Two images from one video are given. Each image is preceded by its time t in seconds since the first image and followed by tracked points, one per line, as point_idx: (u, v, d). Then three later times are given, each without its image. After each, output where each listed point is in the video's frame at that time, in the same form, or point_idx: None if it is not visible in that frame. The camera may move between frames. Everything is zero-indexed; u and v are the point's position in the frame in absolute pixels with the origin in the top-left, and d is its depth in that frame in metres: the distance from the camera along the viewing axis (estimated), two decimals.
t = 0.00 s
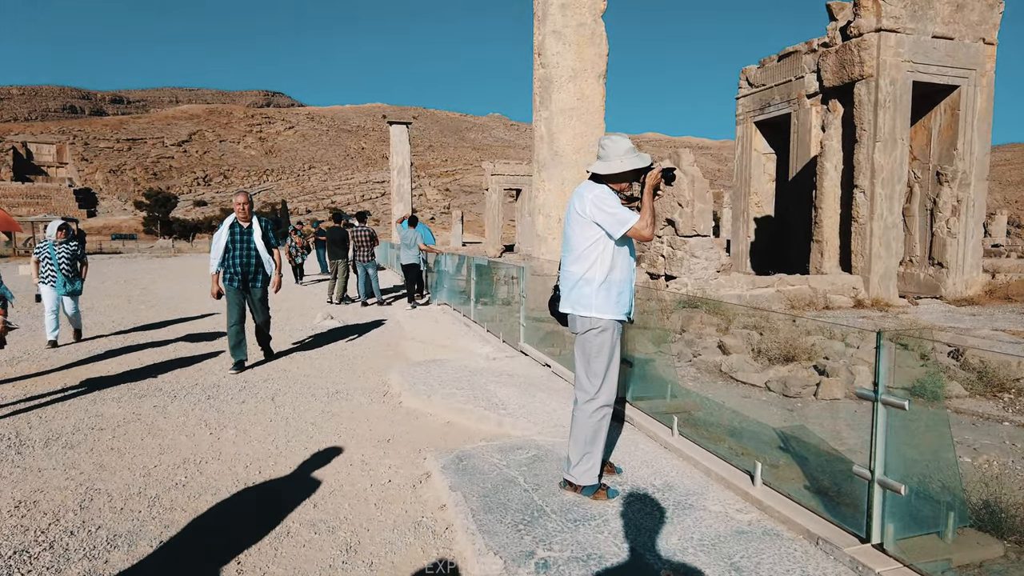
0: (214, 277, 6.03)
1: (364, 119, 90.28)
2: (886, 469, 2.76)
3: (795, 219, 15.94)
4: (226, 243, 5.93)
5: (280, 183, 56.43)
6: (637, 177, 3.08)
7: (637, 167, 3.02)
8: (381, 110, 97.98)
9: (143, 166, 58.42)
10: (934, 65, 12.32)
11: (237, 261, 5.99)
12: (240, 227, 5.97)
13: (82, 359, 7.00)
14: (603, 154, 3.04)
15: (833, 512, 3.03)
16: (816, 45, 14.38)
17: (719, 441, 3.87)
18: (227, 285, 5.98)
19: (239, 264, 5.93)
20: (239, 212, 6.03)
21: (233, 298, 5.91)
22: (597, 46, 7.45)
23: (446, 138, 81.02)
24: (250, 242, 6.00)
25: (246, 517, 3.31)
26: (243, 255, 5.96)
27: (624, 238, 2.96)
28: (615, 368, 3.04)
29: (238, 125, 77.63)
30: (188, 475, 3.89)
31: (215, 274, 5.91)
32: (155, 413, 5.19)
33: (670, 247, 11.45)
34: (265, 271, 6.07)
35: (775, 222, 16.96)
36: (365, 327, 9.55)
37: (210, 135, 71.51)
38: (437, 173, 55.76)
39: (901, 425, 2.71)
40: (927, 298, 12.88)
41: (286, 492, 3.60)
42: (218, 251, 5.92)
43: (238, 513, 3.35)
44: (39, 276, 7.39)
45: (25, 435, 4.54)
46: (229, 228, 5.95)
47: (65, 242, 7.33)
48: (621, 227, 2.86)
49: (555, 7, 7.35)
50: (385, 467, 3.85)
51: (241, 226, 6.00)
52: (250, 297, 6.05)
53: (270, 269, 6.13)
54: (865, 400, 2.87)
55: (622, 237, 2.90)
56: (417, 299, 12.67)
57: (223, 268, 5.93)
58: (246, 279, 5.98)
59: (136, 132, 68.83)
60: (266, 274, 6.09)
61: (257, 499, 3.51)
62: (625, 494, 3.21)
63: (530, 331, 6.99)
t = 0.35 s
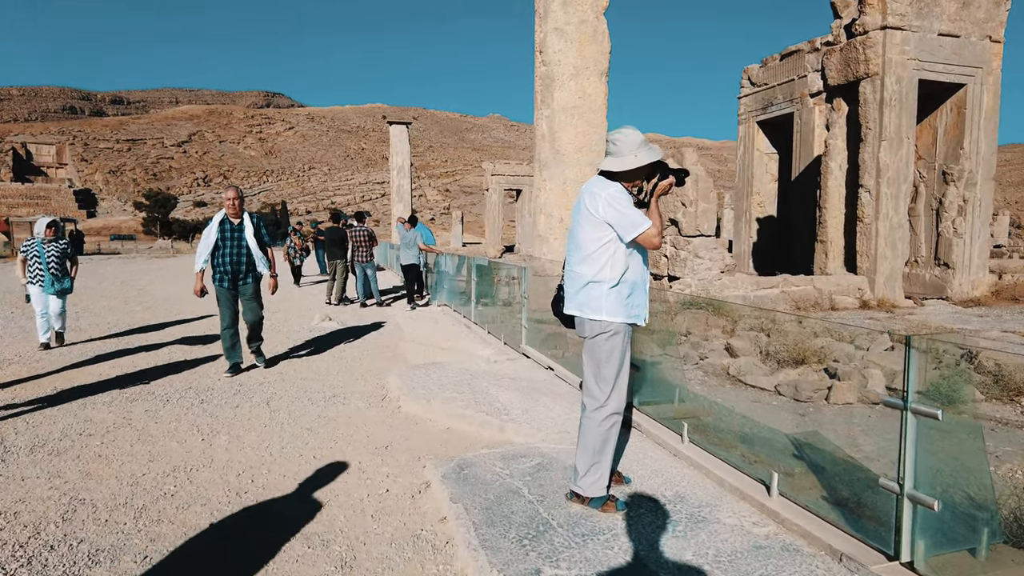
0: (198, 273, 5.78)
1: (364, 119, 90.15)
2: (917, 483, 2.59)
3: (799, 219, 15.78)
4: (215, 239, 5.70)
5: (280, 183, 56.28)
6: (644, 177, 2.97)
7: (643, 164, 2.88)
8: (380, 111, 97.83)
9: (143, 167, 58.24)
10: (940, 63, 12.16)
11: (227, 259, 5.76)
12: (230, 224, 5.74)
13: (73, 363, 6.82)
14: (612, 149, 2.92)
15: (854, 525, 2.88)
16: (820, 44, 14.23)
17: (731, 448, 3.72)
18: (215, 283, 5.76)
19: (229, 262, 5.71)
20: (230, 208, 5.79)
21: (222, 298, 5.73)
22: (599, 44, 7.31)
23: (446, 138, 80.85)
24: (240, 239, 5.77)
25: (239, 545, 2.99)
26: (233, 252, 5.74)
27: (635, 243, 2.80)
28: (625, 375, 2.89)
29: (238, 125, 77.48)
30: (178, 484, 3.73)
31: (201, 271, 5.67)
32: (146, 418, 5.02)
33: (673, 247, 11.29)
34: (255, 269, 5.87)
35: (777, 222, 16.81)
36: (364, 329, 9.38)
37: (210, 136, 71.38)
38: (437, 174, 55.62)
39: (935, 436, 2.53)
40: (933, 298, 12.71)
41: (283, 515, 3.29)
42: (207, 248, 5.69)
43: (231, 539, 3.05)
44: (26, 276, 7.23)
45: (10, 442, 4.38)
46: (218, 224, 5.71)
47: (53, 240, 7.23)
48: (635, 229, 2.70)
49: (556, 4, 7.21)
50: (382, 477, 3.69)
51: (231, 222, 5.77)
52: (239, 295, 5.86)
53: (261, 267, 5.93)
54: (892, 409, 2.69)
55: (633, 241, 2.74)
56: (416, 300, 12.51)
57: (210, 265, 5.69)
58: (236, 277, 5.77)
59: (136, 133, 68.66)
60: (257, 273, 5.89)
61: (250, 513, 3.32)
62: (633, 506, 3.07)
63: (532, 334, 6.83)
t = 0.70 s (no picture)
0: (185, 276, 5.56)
1: (365, 120, 90.01)
2: (960, 512, 2.41)
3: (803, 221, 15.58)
4: (205, 243, 5.50)
5: (280, 184, 56.09)
6: (660, 179, 2.82)
7: (661, 165, 2.72)
8: (381, 112, 97.66)
9: (143, 168, 58.06)
10: (948, 62, 11.97)
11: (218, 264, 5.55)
12: (221, 227, 5.55)
13: (62, 370, 6.63)
14: (626, 149, 2.75)
15: (884, 552, 2.70)
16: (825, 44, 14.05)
17: (745, 462, 3.53)
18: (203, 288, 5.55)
19: (219, 267, 5.49)
20: (220, 210, 5.60)
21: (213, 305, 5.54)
22: (602, 43, 7.13)
23: (446, 140, 80.65)
24: (232, 243, 5.57)
25: None
26: (223, 257, 5.52)
27: (653, 251, 2.62)
28: (639, 391, 2.71)
29: (238, 126, 77.31)
30: (164, 501, 3.53)
31: (189, 275, 5.46)
32: (135, 429, 4.83)
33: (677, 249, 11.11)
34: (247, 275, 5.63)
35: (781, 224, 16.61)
36: (362, 333, 9.20)
37: (211, 137, 71.23)
38: (438, 175, 55.45)
39: (980, 462, 2.35)
40: (941, 302, 12.52)
41: (276, 549, 2.98)
42: (197, 252, 5.49)
43: None
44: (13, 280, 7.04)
45: None
46: (209, 227, 5.52)
47: (42, 243, 7.03)
48: (653, 236, 2.51)
49: (558, 2, 7.03)
50: (378, 495, 3.49)
51: (222, 225, 5.58)
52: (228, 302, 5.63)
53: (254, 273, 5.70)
54: (930, 430, 2.51)
55: (652, 250, 2.56)
56: (416, 303, 12.32)
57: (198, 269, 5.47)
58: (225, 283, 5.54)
59: (137, 133, 68.50)
60: (249, 278, 5.65)
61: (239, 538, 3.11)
62: (646, 531, 2.91)
63: (535, 339, 6.63)
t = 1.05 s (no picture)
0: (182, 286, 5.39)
1: (366, 121, 89.90)
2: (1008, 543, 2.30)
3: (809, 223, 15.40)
4: (201, 251, 5.29)
5: (281, 185, 55.96)
6: (678, 186, 2.68)
7: (682, 167, 2.60)
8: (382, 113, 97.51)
9: (145, 168, 57.95)
10: (957, 62, 11.81)
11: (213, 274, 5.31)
12: (218, 233, 5.34)
13: (56, 376, 6.48)
14: (644, 152, 2.62)
15: None
16: (830, 44, 13.88)
17: (760, 478, 3.40)
18: (199, 299, 5.36)
19: (214, 277, 5.26)
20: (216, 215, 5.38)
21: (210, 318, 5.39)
22: (606, 42, 6.99)
23: (448, 140, 80.48)
24: (229, 251, 5.34)
25: None
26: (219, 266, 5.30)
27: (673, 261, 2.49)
28: (655, 407, 2.58)
29: (240, 127, 77.23)
30: (156, 519, 3.37)
31: (185, 285, 5.29)
32: (128, 439, 4.68)
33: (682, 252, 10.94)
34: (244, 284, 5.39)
35: (785, 226, 16.44)
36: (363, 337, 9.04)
37: (212, 138, 71.14)
38: (439, 176, 55.30)
39: None
40: (949, 305, 12.35)
41: None
42: (192, 261, 5.27)
43: None
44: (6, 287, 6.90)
45: None
46: (205, 233, 5.32)
47: (39, 249, 6.91)
48: (677, 244, 2.39)
49: (562, 1, 6.87)
50: (379, 512, 3.34)
51: (218, 231, 5.37)
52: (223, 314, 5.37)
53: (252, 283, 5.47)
54: (973, 456, 2.40)
55: (673, 259, 2.44)
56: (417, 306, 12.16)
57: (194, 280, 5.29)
58: (220, 294, 5.29)
59: (138, 134, 68.43)
60: (246, 288, 5.41)
61: (233, 562, 2.93)
62: (660, 555, 2.81)
63: (539, 345, 6.47)
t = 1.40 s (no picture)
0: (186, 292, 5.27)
1: (370, 124, 89.94)
2: None
3: (817, 227, 15.20)
4: (200, 254, 5.16)
5: (286, 189, 55.94)
6: (700, 189, 2.56)
7: (708, 169, 2.51)
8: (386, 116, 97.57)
9: (149, 172, 58.00)
10: (969, 63, 11.64)
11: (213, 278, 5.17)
12: (218, 234, 5.20)
13: (54, 384, 6.35)
14: (668, 152, 2.50)
15: None
16: (838, 46, 13.72)
17: (783, 493, 3.25)
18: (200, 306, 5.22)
19: (213, 280, 5.11)
20: (218, 215, 5.25)
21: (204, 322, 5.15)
22: (614, 43, 6.85)
23: (452, 144, 80.43)
24: (229, 253, 5.19)
25: None
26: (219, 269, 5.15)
27: (701, 266, 2.36)
28: (679, 423, 2.44)
29: (245, 131, 77.33)
30: (152, 536, 3.23)
31: (188, 293, 5.18)
32: (126, 448, 4.54)
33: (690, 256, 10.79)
34: (245, 289, 5.24)
35: (793, 229, 16.26)
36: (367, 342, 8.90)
37: (217, 142, 71.25)
38: (443, 180, 55.20)
39: None
40: (962, 310, 12.16)
41: None
42: (192, 264, 5.14)
43: None
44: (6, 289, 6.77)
45: None
46: (204, 234, 5.18)
47: (39, 250, 6.80)
48: (706, 249, 2.26)
49: (569, 2, 6.74)
50: (385, 529, 3.19)
51: (219, 232, 5.23)
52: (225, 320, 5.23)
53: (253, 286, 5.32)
54: None
55: (702, 264, 2.31)
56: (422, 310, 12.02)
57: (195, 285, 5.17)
58: (221, 298, 5.15)
59: (143, 138, 68.55)
60: (247, 291, 5.25)
61: None
62: None
63: (547, 351, 6.31)
